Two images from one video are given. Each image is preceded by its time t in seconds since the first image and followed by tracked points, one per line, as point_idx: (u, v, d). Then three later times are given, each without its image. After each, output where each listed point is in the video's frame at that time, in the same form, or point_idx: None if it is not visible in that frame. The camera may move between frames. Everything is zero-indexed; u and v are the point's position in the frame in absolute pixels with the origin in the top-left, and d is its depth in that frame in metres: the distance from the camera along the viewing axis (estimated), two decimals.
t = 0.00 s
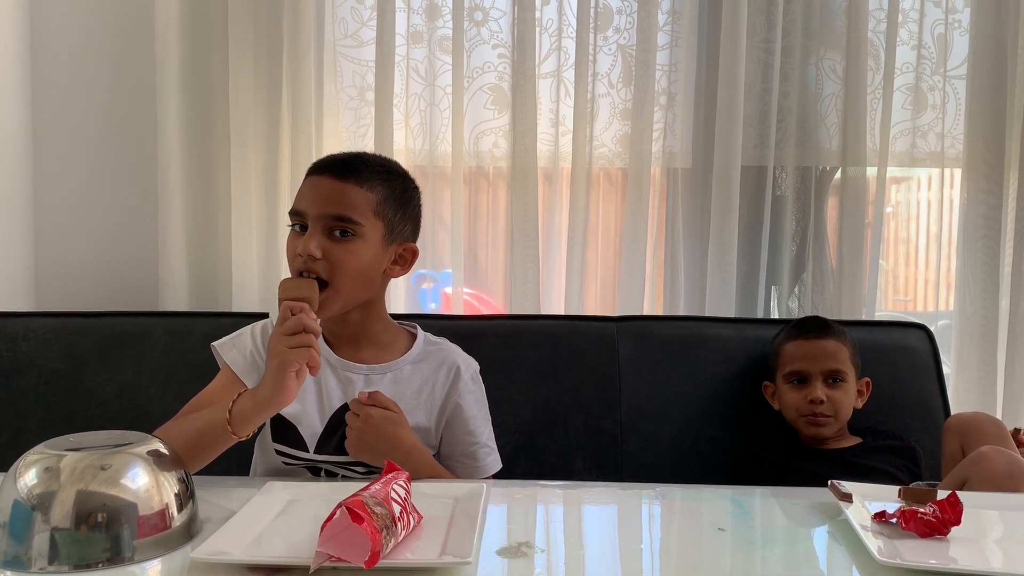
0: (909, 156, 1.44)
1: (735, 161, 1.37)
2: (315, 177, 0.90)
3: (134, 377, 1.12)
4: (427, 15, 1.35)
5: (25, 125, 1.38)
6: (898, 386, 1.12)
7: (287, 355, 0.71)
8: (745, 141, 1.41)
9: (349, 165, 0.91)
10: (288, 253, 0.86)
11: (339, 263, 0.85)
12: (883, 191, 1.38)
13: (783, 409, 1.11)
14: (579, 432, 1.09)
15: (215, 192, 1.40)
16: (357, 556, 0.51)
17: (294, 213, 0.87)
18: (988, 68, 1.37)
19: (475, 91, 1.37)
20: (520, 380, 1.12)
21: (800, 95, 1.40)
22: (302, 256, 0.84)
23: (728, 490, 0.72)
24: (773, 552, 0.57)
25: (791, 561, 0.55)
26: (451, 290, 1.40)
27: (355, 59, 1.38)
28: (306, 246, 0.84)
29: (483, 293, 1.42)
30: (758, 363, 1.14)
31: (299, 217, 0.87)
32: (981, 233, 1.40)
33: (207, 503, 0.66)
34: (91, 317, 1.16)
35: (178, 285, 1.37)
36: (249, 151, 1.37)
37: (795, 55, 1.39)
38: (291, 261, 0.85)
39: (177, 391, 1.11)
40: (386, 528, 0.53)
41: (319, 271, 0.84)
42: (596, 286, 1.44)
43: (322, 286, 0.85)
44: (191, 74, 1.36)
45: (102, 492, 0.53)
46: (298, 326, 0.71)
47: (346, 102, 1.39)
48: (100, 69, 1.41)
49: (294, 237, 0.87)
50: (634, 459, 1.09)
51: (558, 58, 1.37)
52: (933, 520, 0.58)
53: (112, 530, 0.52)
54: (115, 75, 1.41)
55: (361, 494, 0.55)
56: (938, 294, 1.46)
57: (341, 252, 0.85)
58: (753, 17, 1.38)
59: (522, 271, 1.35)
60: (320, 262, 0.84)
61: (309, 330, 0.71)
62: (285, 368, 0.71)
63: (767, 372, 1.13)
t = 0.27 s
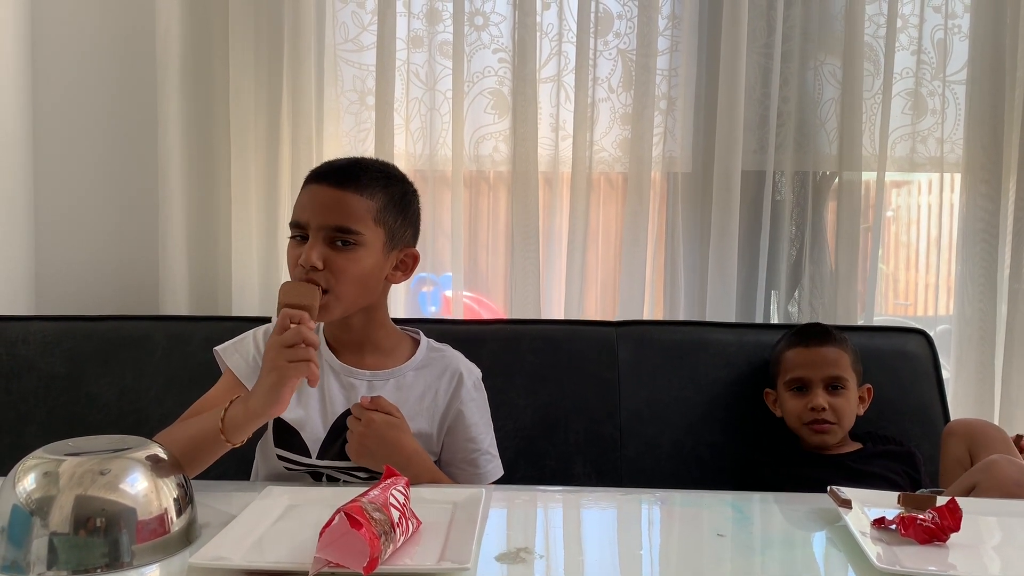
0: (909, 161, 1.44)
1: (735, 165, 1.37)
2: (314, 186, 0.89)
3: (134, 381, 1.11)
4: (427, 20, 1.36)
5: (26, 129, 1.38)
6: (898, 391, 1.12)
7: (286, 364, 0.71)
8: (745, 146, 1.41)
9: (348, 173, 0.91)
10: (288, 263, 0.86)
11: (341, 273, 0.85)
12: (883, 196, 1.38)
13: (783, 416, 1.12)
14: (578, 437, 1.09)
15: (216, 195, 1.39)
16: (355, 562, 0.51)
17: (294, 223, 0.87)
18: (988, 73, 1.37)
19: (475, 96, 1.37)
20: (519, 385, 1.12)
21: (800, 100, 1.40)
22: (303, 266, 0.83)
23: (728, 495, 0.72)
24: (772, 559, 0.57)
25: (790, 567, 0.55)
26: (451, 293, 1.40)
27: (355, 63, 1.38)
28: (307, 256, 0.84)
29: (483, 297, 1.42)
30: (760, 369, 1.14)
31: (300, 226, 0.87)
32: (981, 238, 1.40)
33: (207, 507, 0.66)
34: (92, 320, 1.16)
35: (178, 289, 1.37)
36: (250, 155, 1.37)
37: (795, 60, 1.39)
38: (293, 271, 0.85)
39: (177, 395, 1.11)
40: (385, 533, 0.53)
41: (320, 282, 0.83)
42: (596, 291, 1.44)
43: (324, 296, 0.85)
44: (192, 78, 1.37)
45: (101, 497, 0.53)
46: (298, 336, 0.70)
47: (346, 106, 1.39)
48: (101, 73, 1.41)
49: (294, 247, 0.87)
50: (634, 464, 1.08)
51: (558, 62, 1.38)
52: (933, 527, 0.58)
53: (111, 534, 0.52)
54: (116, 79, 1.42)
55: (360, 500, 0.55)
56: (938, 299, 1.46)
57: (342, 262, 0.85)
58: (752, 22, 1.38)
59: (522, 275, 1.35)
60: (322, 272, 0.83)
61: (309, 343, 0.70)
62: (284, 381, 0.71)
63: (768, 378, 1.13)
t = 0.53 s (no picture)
0: (907, 165, 1.44)
1: (733, 170, 1.37)
2: (328, 193, 0.89)
3: (133, 385, 1.12)
4: (426, 25, 1.36)
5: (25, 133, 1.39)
6: (897, 395, 1.12)
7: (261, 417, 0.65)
8: (744, 150, 1.41)
9: (361, 179, 0.92)
10: (309, 272, 0.86)
11: (366, 280, 0.86)
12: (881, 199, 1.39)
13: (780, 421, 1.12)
14: (577, 441, 1.09)
15: (214, 200, 1.41)
16: (354, 568, 0.51)
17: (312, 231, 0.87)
18: (985, 77, 1.38)
19: (473, 100, 1.37)
20: (518, 389, 1.12)
21: (798, 105, 1.41)
22: (330, 275, 0.84)
23: (726, 500, 0.72)
24: (769, 564, 0.57)
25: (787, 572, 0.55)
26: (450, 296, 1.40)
27: (355, 68, 1.38)
28: (332, 264, 0.84)
29: (482, 300, 1.42)
30: (758, 373, 1.14)
31: (317, 234, 0.87)
32: (979, 242, 1.40)
33: (205, 513, 0.66)
34: (92, 324, 1.16)
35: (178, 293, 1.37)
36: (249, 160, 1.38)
37: (792, 65, 1.40)
38: (316, 280, 0.85)
39: (176, 399, 1.11)
40: (384, 538, 0.53)
41: (348, 289, 0.85)
42: (596, 295, 1.44)
43: (349, 303, 0.86)
44: (192, 82, 1.37)
45: (100, 502, 0.53)
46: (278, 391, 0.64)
47: (345, 111, 1.39)
48: (100, 78, 1.42)
49: (312, 255, 0.86)
50: (633, 469, 1.08)
51: (557, 67, 1.38)
52: (929, 532, 0.58)
53: (110, 540, 0.53)
54: (115, 84, 1.42)
55: (358, 505, 0.56)
56: (937, 302, 1.46)
57: (366, 268, 0.87)
58: (750, 27, 1.39)
59: (521, 279, 1.35)
60: (349, 280, 0.85)
61: (286, 403, 0.64)
62: (262, 438, 0.66)
63: (767, 382, 1.13)
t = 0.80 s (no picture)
0: (906, 166, 1.44)
1: (731, 171, 1.37)
2: (328, 198, 0.89)
3: (132, 386, 1.11)
4: (425, 25, 1.36)
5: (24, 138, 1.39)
6: (897, 394, 1.12)
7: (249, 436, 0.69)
8: (743, 151, 1.41)
9: (359, 183, 0.92)
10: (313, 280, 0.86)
11: (369, 286, 0.87)
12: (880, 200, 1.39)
13: (782, 420, 1.12)
14: (576, 441, 1.09)
15: (213, 201, 1.41)
16: (351, 567, 0.51)
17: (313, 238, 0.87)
18: (984, 78, 1.38)
19: (472, 101, 1.37)
20: (517, 389, 1.12)
21: (797, 105, 1.41)
22: (335, 283, 0.84)
23: (725, 500, 0.72)
24: (768, 564, 0.57)
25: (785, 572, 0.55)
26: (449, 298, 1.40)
27: (354, 69, 1.38)
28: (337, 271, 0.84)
29: (481, 301, 1.42)
30: (757, 373, 1.14)
31: (318, 241, 0.87)
32: (979, 243, 1.40)
33: (203, 513, 0.66)
34: (91, 326, 1.16)
35: (177, 294, 1.37)
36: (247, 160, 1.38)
37: (791, 66, 1.40)
38: (320, 288, 0.85)
39: (174, 401, 1.11)
40: (381, 539, 0.53)
41: (353, 296, 0.85)
42: (595, 296, 1.44)
43: (354, 310, 0.87)
44: (190, 82, 1.37)
45: (96, 502, 0.53)
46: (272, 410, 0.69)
47: (344, 112, 1.39)
48: (98, 82, 1.42)
49: (315, 262, 0.86)
50: (633, 470, 1.08)
51: (556, 68, 1.38)
52: (928, 532, 0.58)
53: (107, 540, 0.53)
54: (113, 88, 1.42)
55: (356, 505, 0.56)
56: (936, 303, 1.46)
57: (370, 274, 0.87)
58: (749, 28, 1.39)
59: (521, 280, 1.35)
60: (354, 287, 0.85)
61: (280, 427, 0.68)
62: (255, 459, 0.69)
63: (766, 381, 1.13)
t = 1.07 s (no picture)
0: (907, 165, 1.43)
1: (733, 171, 1.39)
2: (327, 199, 0.90)
3: (132, 386, 1.12)
4: (426, 25, 1.37)
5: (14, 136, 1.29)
6: (896, 394, 1.11)
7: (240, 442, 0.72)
8: (744, 150, 1.42)
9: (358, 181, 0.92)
10: (313, 279, 0.88)
11: (368, 283, 0.90)
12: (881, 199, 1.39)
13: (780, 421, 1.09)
14: (576, 441, 1.10)
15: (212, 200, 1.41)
16: (351, 567, 0.51)
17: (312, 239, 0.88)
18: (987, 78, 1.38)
19: (473, 100, 1.38)
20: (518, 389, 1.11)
21: (798, 105, 1.41)
22: (334, 282, 0.89)
23: (727, 500, 0.72)
24: (769, 564, 0.56)
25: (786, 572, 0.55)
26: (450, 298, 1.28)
27: (354, 68, 1.40)
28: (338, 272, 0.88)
29: (483, 301, 1.35)
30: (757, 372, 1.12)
31: (319, 242, 0.88)
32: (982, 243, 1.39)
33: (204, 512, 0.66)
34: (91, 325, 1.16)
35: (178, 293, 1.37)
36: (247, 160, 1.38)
37: (793, 65, 1.40)
38: (320, 287, 0.89)
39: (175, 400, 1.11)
40: (384, 536, 0.53)
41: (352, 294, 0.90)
42: (596, 295, 1.41)
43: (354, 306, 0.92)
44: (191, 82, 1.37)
45: (97, 501, 0.54)
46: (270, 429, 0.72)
47: (345, 111, 1.39)
48: (93, 74, 1.31)
49: (314, 263, 0.88)
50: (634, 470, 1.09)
51: (557, 67, 1.38)
52: (930, 531, 0.58)
53: (108, 539, 0.53)
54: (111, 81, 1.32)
55: (356, 505, 0.56)
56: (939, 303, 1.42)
57: (368, 272, 0.90)
58: (750, 28, 1.39)
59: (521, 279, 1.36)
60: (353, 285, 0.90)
61: (273, 436, 0.72)
62: (245, 466, 0.72)
63: (764, 380, 1.11)
